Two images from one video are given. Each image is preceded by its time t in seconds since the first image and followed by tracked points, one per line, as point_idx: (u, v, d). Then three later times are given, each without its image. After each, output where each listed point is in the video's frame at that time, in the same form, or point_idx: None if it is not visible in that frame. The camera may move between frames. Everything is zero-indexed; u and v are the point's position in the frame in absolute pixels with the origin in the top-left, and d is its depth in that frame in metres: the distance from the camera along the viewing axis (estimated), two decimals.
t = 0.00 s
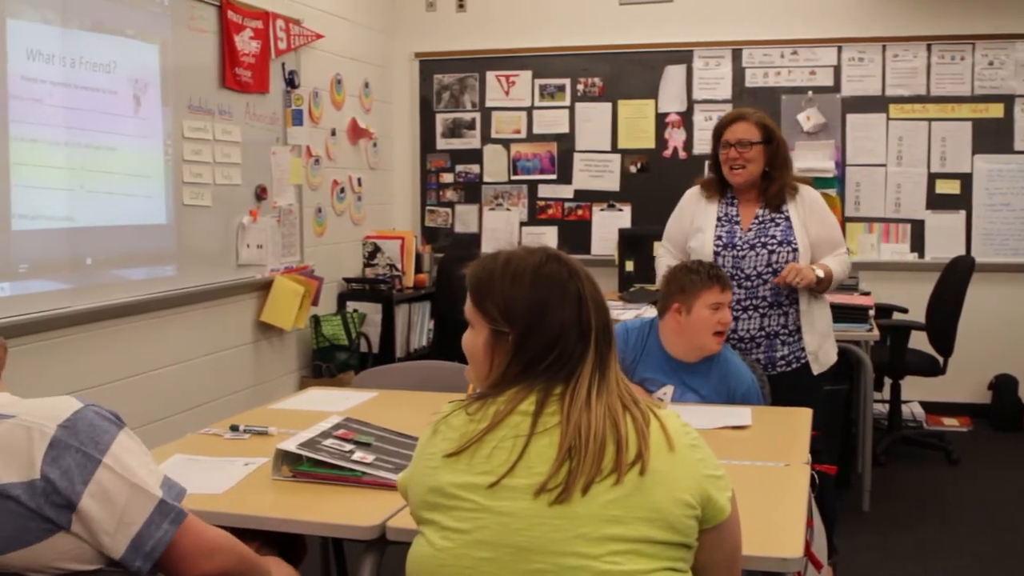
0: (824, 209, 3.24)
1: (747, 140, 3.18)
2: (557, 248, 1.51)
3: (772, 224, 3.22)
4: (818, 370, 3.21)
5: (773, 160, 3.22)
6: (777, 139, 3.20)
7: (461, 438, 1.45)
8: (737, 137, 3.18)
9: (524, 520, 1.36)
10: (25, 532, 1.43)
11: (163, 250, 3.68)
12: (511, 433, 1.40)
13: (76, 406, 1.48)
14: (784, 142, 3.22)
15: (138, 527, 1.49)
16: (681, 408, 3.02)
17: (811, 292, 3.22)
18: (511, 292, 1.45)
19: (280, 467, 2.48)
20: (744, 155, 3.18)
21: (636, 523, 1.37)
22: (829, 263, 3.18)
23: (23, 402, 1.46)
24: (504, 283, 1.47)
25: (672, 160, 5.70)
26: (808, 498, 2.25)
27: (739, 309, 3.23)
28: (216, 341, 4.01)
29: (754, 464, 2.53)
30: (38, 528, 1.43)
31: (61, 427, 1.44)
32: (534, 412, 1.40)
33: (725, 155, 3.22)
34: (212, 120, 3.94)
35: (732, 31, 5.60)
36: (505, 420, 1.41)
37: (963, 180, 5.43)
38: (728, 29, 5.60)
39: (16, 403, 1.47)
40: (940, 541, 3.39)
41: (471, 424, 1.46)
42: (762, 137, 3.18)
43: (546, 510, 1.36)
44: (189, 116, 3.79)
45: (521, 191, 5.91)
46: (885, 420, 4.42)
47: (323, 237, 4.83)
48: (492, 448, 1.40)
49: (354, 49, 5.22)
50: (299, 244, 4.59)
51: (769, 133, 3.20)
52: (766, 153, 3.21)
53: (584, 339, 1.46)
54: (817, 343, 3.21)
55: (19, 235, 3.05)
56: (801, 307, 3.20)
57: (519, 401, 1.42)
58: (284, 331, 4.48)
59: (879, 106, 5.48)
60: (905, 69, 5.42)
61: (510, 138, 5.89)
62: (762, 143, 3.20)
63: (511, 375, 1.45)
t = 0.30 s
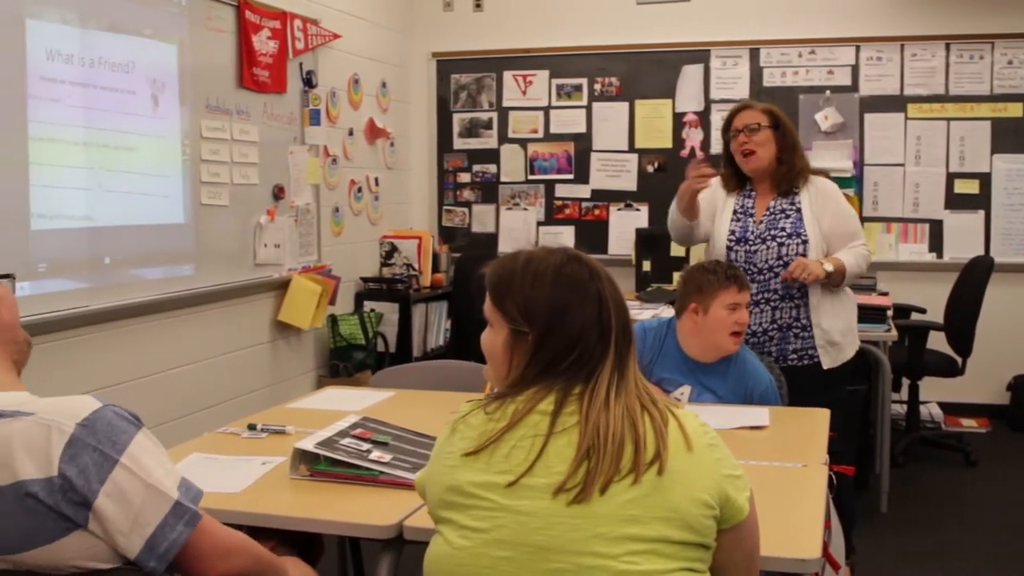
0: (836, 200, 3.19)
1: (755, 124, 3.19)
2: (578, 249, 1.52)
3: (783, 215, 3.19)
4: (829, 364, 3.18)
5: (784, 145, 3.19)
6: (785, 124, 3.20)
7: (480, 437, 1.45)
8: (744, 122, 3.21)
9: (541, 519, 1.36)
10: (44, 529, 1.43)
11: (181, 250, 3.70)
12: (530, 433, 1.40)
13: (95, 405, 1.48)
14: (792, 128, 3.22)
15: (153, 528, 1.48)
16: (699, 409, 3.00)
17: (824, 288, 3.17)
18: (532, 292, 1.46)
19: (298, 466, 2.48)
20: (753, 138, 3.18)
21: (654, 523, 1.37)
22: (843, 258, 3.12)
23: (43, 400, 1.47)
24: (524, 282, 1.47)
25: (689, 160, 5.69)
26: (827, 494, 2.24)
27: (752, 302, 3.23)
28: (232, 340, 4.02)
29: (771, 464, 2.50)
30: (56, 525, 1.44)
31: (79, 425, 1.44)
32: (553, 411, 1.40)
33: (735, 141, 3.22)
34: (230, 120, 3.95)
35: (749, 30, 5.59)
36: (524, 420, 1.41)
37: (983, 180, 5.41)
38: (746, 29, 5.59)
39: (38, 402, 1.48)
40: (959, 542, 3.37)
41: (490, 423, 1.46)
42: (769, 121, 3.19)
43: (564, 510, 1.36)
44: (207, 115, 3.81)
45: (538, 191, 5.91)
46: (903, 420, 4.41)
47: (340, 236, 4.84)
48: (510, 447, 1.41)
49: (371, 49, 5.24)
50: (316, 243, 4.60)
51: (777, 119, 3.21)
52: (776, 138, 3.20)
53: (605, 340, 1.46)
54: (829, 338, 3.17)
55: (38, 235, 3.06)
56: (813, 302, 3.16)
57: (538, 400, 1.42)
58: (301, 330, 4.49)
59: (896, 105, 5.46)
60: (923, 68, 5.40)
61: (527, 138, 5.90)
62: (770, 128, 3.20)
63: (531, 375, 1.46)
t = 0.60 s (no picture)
0: (864, 202, 3.18)
1: (778, 126, 3.19)
2: (598, 249, 1.51)
3: (807, 220, 3.19)
4: (860, 368, 3.18)
5: (807, 146, 3.19)
6: (809, 125, 3.19)
7: (498, 437, 1.45)
8: (767, 124, 3.21)
9: (559, 519, 1.36)
10: (69, 520, 1.44)
11: (199, 249, 3.71)
12: (549, 432, 1.40)
13: (127, 400, 1.50)
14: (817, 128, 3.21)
15: (175, 524, 1.48)
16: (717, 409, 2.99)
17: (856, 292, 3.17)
18: (551, 292, 1.45)
19: (315, 465, 2.48)
20: (775, 140, 3.18)
21: (671, 523, 1.36)
22: (875, 260, 3.13)
23: (76, 393, 1.49)
24: (543, 282, 1.47)
25: (706, 160, 5.68)
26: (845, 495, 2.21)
27: (778, 308, 3.22)
28: (249, 340, 4.02)
29: (789, 465, 2.47)
30: (80, 516, 1.44)
31: (110, 418, 1.46)
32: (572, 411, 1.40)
33: (757, 143, 3.22)
34: (248, 120, 3.96)
35: (767, 30, 5.58)
36: (543, 420, 1.41)
37: (1002, 180, 5.39)
38: (763, 28, 5.58)
39: (70, 395, 1.50)
40: (979, 545, 3.35)
41: (508, 423, 1.46)
42: (792, 123, 3.18)
43: (582, 510, 1.35)
44: (225, 116, 3.82)
45: (555, 191, 5.91)
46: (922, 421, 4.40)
47: (358, 236, 4.85)
48: (529, 447, 1.40)
49: (389, 49, 5.25)
50: (333, 243, 4.60)
51: (801, 120, 3.20)
52: (799, 140, 3.19)
53: (623, 340, 1.45)
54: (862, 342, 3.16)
55: (57, 235, 3.07)
56: (845, 307, 3.16)
57: (556, 400, 1.41)
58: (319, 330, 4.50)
59: (915, 105, 5.44)
60: (942, 67, 5.38)
61: (544, 138, 5.90)
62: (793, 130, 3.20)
63: (549, 375, 1.45)
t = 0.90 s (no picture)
0: (885, 204, 3.16)
1: (799, 129, 3.17)
2: (611, 251, 1.52)
3: (828, 222, 3.19)
4: (879, 371, 3.16)
5: (829, 149, 3.17)
6: (831, 128, 3.17)
7: (514, 436, 1.44)
8: (788, 127, 3.19)
9: (575, 517, 1.35)
10: (83, 527, 1.45)
11: (216, 249, 3.72)
12: (566, 430, 1.39)
13: (131, 403, 1.50)
14: (840, 131, 3.18)
15: (189, 524, 1.48)
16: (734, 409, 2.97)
17: (874, 293, 3.15)
18: (567, 293, 1.46)
19: (332, 464, 2.48)
20: (796, 144, 3.17)
21: (687, 521, 1.35)
22: (894, 262, 3.11)
23: (78, 398, 1.49)
24: (559, 283, 1.47)
25: (723, 160, 5.67)
26: (863, 498, 2.18)
27: (798, 310, 3.21)
28: (265, 339, 4.03)
29: (807, 466, 2.45)
30: (94, 521, 1.45)
31: (114, 423, 1.45)
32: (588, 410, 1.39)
33: (779, 147, 3.21)
34: (265, 120, 3.98)
35: (784, 29, 5.57)
36: (559, 418, 1.40)
37: (1020, 179, 5.36)
38: (780, 28, 5.57)
39: (74, 399, 1.49)
40: (998, 546, 3.34)
41: (523, 422, 1.45)
42: (814, 126, 3.16)
43: (600, 507, 1.34)
44: (242, 116, 3.83)
45: (571, 191, 5.91)
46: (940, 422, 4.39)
47: (374, 236, 4.86)
48: (545, 445, 1.40)
49: (406, 49, 5.26)
50: (350, 243, 4.61)
51: (823, 122, 3.18)
52: (821, 143, 3.18)
53: (639, 340, 1.45)
54: (880, 344, 3.15)
55: (75, 234, 3.09)
56: (863, 309, 3.14)
57: (573, 399, 1.41)
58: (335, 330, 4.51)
59: (932, 105, 5.43)
60: (959, 67, 5.37)
61: (560, 138, 5.90)
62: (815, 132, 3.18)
63: (566, 375, 1.45)
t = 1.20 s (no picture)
0: (905, 208, 3.16)
1: (821, 130, 3.16)
2: (619, 255, 1.53)
3: (848, 224, 3.18)
4: (893, 373, 3.16)
5: (850, 151, 3.17)
6: (854, 130, 3.16)
7: (525, 434, 1.43)
8: (812, 128, 3.17)
9: (587, 515, 1.34)
10: (97, 525, 1.45)
11: (229, 249, 3.73)
12: (578, 428, 1.38)
13: (149, 401, 1.50)
14: (863, 133, 3.18)
15: (201, 524, 1.48)
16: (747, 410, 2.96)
17: (890, 296, 3.15)
18: (577, 294, 1.47)
19: (345, 464, 2.48)
20: (819, 145, 3.16)
21: (699, 517, 1.35)
22: (911, 266, 3.11)
23: (95, 396, 1.49)
24: (568, 286, 1.48)
25: (736, 160, 5.66)
26: (876, 499, 2.17)
27: (813, 311, 3.21)
28: (278, 339, 4.03)
29: (820, 466, 2.44)
30: (107, 518, 1.45)
31: (131, 420, 1.46)
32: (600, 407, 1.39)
33: (801, 147, 3.20)
34: (278, 120, 3.99)
35: (798, 29, 5.56)
36: (571, 417, 1.39)
37: None
38: (794, 28, 5.56)
39: (92, 396, 1.50)
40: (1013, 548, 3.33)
41: (534, 421, 1.44)
42: (838, 127, 3.15)
43: (615, 502, 1.33)
44: (256, 116, 3.84)
45: (584, 190, 5.91)
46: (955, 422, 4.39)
47: (387, 235, 4.87)
48: (558, 443, 1.39)
49: (419, 48, 5.27)
50: (362, 242, 4.62)
51: (845, 123, 3.17)
52: (842, 144, 3.17)
53: (649, 340, 1.45)
54: (893, 347, 3.15)
55: (89, 234, 3.10)
56: (878, 311, 3.14)
57: (585, 398, 1.40)
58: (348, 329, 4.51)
59: (946, 105, 5.41)
60: (974, 67, 5.35)
61: (573, 137, 5.90)
62: (837, 134, 3.17)
63: (576, 375, 1.45)
